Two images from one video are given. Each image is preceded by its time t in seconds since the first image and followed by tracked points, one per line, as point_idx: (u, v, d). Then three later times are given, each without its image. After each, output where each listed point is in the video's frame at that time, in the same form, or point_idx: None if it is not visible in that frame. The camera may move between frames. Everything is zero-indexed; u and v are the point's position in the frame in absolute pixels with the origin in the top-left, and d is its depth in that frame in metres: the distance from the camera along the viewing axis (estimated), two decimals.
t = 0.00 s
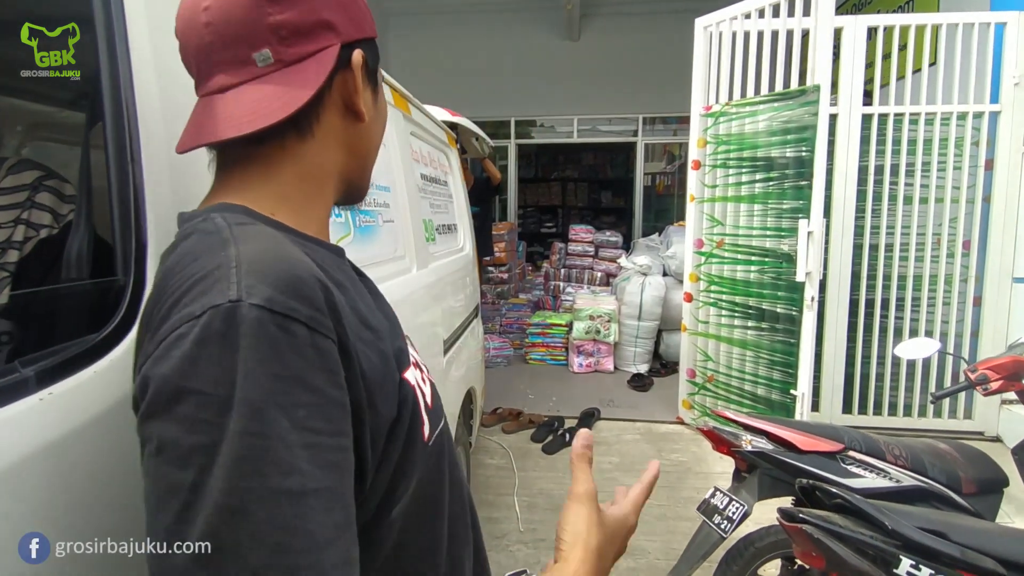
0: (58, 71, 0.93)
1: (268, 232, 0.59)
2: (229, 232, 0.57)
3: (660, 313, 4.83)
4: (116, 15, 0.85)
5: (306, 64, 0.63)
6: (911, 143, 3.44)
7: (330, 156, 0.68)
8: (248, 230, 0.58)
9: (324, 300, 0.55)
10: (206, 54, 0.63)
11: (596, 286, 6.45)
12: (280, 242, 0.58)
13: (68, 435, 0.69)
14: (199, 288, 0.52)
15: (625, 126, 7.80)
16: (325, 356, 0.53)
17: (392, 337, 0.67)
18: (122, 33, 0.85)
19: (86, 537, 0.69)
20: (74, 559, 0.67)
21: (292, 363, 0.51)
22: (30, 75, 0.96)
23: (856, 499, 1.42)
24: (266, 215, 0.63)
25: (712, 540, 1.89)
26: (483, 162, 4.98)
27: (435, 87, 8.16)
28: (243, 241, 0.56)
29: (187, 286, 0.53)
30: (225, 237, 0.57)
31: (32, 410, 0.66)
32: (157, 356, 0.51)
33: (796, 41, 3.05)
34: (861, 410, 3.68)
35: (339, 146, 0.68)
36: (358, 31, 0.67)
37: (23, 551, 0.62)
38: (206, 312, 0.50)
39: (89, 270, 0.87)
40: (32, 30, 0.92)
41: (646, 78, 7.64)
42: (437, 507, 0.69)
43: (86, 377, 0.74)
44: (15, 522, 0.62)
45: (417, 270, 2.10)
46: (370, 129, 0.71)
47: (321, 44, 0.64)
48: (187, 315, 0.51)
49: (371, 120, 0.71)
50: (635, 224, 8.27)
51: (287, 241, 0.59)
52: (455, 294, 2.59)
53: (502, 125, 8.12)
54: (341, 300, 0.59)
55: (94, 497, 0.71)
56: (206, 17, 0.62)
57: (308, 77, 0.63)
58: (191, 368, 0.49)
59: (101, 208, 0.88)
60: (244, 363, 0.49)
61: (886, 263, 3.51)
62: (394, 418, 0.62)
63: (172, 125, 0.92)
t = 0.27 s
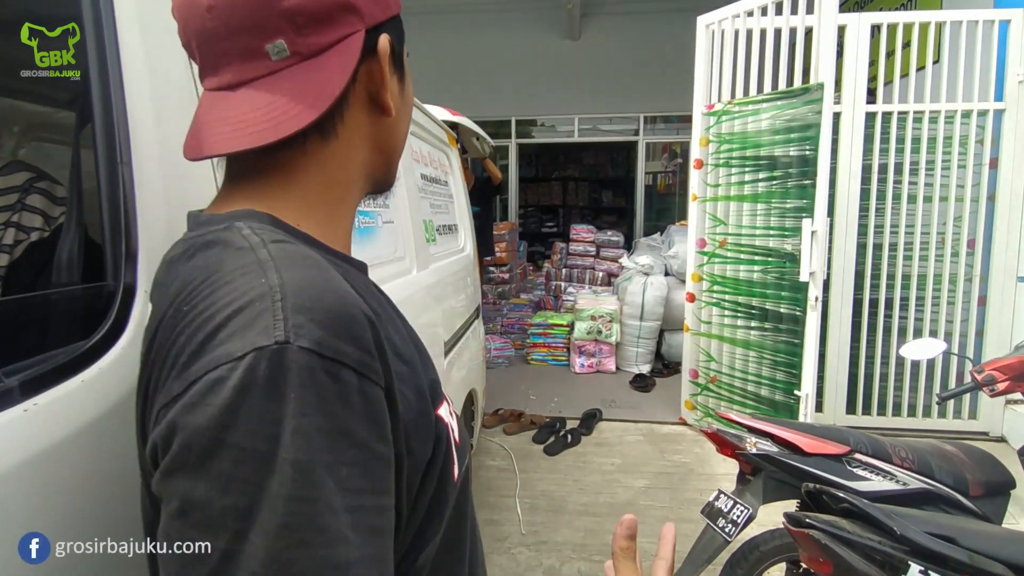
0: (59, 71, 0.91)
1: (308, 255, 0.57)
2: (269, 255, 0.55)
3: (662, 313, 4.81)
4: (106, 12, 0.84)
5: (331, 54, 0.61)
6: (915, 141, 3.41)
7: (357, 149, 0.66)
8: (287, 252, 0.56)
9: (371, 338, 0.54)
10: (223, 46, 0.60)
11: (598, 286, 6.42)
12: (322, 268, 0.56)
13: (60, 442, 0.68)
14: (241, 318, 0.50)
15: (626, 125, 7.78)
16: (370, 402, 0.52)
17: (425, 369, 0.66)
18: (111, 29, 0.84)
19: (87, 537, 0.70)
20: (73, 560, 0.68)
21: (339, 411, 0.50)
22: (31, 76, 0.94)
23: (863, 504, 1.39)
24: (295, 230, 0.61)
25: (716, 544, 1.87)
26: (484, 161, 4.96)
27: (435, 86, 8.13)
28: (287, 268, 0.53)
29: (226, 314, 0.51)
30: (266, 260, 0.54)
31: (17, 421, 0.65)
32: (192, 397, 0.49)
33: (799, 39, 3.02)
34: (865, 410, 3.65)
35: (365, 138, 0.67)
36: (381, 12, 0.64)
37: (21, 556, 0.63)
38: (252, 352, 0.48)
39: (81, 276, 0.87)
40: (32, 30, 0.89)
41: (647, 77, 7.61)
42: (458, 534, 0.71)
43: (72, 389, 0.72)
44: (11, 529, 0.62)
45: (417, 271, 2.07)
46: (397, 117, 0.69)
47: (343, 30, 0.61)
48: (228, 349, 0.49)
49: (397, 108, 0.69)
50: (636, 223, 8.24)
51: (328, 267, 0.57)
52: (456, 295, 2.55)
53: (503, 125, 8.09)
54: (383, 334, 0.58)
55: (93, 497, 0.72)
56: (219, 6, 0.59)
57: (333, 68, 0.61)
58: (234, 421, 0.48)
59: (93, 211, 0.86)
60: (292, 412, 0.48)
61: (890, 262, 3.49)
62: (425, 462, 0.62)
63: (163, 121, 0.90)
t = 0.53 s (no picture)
0: (58, 71, 0.91)
1: (359, 265, 0.59)
2: (325, 264, 0.57)
3: (664, 314, 4.80)
4: (103, 9, 0.84)
5: (385, 59, 0.63)
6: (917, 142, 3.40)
7: (404, 151, 0.69)
8: (340, 261, 0.58)
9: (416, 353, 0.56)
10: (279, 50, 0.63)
11: (600, 287, 6.41)
12: (372, 280, 0.58)
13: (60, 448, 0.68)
14: (298, 324, 0.53)
15: (627, 125, 7.77)
16: (410, 415, 0.54)
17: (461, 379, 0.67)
18: (108, 26, 0.85)
19: (87, 537, 0.71)
20: (73, 560, 0.68)
21: (384, 419, 0.52)
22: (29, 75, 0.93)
23: (866, 506, 1.38)
24: (338, 233, 0.63)
25: (719, 546, 1.86)
26: (485, 163, 4.97)
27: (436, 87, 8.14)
28: (343, 280, 0.56)
29: (284, 318, 0.53)
30: (323, 268, 0.57)
31: (15, 425, 0.65)
32: (246, 397, 0.51)
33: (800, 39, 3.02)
34: (868, 411, 3.64)
35: (412, 141, 0.69)
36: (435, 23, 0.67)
37: (21, 556, 0.63)
38: (308, 358, 0.51)
39: (80, 279, 0.87)
40: (31, 30, 0.89)
41: (648, 78, 7.60)
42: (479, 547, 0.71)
43: (71, 392, 0.71)
44: (12, 528, 0.63)
45: (418, 273, 2.07)
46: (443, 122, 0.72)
47: (396, 40, 0.64)
48: (284, 354, 0.52)
49: (444, 111, 0.71)
50: (637, 224, 8.22)
51: (378, 279, 0.59)
52: (459, 296, 2.61)
53: (504, 126, 8.09)
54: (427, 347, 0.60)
55: (97, 499, 0.72)
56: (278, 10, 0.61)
57: (386, 76, 0.63)
58: (280, 430, 0.49)
59: (93, 212, 0.87)
60: (338, 422, 0.50)
61: (892, 263, 3.48)
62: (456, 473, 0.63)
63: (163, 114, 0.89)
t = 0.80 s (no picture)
0: (57, 71, 0.90)
1: (341, 273, 0.59)
2: (305, 277, 0.57)
3: (664, 318, 4.79)
4: (94, 11, 0.85)
5: (331, 84, 0.63)
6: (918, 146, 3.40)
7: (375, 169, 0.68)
8: (321, 271, 0.58)
9: (394, 353, 0.56)
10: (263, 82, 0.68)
11: (600, 291, 6.41)
12: (352, 286, 0.58)
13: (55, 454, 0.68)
14: (277, 340, 0.53)
15: (627, 129, 7.77)
16: (392, 409, 0.54)
17: (452, 371, 0.68)
18: (99, 27, 0.85)
19: (88, 537, 0.71)
20: (74, 559, 0.69)
21: (366, 417, 0.52)
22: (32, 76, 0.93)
23: (866, 514, 1.37)
24: (322, 244, 0.64)
25: (719, 553, 1.85)
26: (485, 167, 4.97)
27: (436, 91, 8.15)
28: (321, 291, 0.55)
29: (265, 337, 0.54)
30: (303, 282, 0.57)
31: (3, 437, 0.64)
32: (236, 412, 0.52)
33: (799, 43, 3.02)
34: (868, 416, 3.63)
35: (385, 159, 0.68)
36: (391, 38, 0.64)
37: (21, 556, 0.64)
38: (282, 376, 0.51)
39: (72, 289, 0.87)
40: (32, 30, 0.90)
41: (648, 82, 7.60)
42: (485, 532, 0.72)
43: (59, 404, 0.71)
44: (11, 531, 0.63)
45: (417, 278, 2.07)
46: (417, 137, 0.68)
47: (340, 65, 0.62)
48: (265, 370, 0.52)
49: (417, 127, 0.68)
50: (638, 227, 8.21)
51: (361, 283, 0.59)
52: (459, 300, 2.61)
53: (504, 129, 8.10)
54: (410, 342, 0.60)
55: (98, 499, 0.73)
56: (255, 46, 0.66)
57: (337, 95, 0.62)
58: (272, 432, 0.50)
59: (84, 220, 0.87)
60: (321, 420, 0.50)
61: (893, 267, 3.47)
62: (452, 456, 0.64)
63: (155, 115, 0.89)
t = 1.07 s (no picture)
0: (59, 71, 0.86)
1: (279, 314, 0.61)
2: (240, 322, 0.59)
3: (664, 322, 4.78)
4: (84, 11, 0.86)
5: (200, 138, 0.65)
6: (917, 150, 3.39)
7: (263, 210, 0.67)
8: (259, 311, 0.61)
9: (324, 390, 0.57)
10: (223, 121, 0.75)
11: (599, 295, 6.40)
12: (288, 326, 0.60)
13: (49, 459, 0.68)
14: (207, 393, 0.56)
15: (626, 133, 7.77)
16: (329, 444, 0.56)
17: (413, 384, 0.70)
18: (89, 28, 0.86)
19: (88, 537, 0.72)
20: (74, 559, 0.69)
21: (298, 460, 0.54)
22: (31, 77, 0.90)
23: (866, 522, 1.36)
24: (260, 271, 0.65)
25: (719, 560, 1.83)
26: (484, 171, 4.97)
27: (436, 96, 8.16)
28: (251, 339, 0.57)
29: (199, 389, 0.57)
30: (235, 331, 0.59)
31: None
32: (180, 463, 0.56)
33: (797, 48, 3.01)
34: (869, 420, 3.61)
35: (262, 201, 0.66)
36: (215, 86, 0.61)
37: (21, 556, 0.64)
38: (210, 435, 0.54)
39: (60, 296, 0.86)
40: (32, 30, 0.87)
41: (648, 86, 7.61)
42: (473, 537, 0.72)
43: (44, 415, 0.70)
44: (10, 531, 0.63)
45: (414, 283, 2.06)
46: (269, 179, 0.63)
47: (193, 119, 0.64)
48: (196, 424, 0.55)
49: (265, 169, 0.62)
50: (638, 231, 8.20)
51: (296, 322, 0.61)
52: (458, 304, 2.61)
53: (503, 133, 8.10)
54: (353, 369, 0.62)
55: (96, 501, 0.73)
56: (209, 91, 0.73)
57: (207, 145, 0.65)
58: (219, 478, 0.53)
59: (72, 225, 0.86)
60: (253, 467, 0.53)
61: (892, 271, 3.46)
62: (417, 472, 0.66)
63: (144, 114, 0.89)
